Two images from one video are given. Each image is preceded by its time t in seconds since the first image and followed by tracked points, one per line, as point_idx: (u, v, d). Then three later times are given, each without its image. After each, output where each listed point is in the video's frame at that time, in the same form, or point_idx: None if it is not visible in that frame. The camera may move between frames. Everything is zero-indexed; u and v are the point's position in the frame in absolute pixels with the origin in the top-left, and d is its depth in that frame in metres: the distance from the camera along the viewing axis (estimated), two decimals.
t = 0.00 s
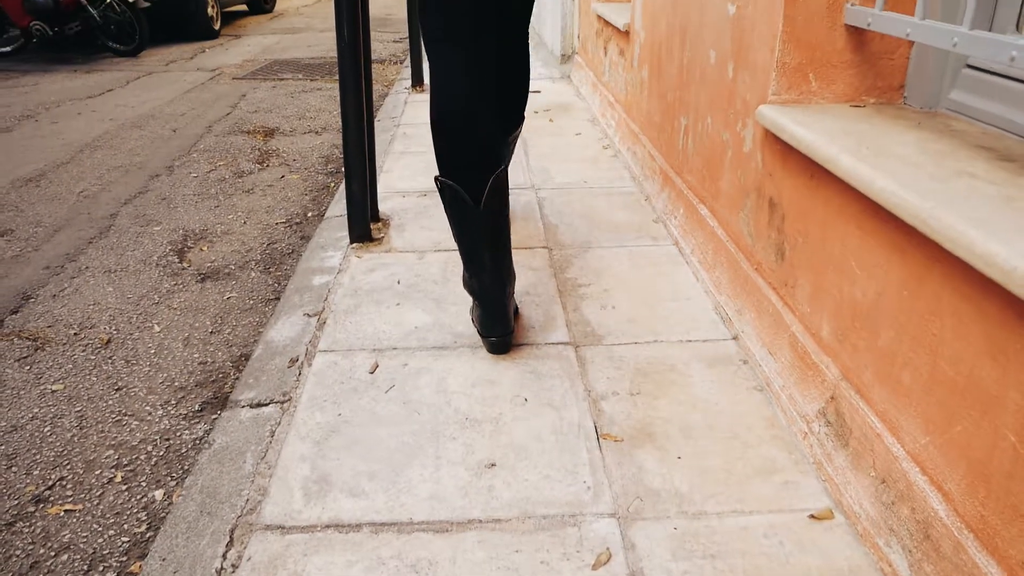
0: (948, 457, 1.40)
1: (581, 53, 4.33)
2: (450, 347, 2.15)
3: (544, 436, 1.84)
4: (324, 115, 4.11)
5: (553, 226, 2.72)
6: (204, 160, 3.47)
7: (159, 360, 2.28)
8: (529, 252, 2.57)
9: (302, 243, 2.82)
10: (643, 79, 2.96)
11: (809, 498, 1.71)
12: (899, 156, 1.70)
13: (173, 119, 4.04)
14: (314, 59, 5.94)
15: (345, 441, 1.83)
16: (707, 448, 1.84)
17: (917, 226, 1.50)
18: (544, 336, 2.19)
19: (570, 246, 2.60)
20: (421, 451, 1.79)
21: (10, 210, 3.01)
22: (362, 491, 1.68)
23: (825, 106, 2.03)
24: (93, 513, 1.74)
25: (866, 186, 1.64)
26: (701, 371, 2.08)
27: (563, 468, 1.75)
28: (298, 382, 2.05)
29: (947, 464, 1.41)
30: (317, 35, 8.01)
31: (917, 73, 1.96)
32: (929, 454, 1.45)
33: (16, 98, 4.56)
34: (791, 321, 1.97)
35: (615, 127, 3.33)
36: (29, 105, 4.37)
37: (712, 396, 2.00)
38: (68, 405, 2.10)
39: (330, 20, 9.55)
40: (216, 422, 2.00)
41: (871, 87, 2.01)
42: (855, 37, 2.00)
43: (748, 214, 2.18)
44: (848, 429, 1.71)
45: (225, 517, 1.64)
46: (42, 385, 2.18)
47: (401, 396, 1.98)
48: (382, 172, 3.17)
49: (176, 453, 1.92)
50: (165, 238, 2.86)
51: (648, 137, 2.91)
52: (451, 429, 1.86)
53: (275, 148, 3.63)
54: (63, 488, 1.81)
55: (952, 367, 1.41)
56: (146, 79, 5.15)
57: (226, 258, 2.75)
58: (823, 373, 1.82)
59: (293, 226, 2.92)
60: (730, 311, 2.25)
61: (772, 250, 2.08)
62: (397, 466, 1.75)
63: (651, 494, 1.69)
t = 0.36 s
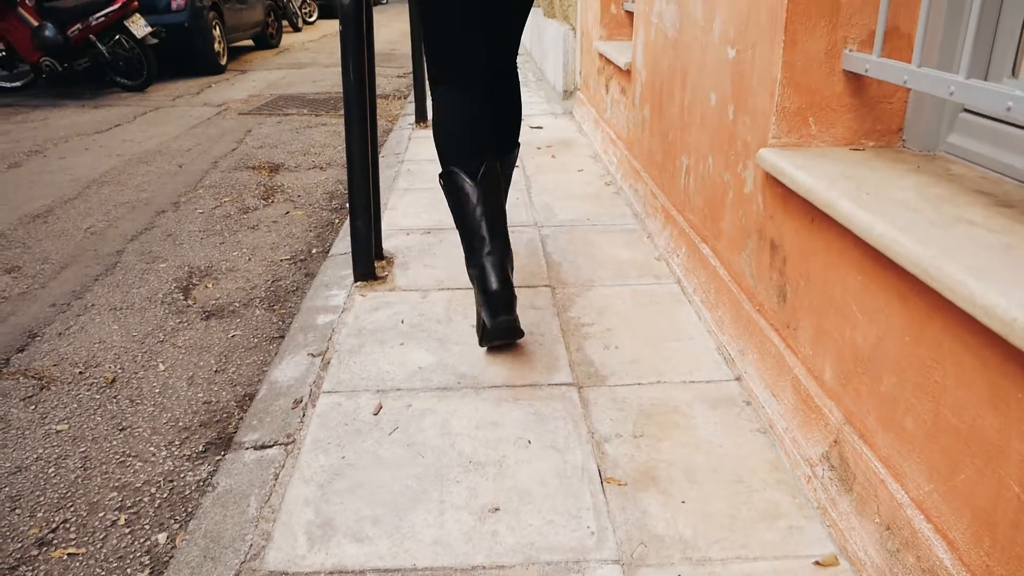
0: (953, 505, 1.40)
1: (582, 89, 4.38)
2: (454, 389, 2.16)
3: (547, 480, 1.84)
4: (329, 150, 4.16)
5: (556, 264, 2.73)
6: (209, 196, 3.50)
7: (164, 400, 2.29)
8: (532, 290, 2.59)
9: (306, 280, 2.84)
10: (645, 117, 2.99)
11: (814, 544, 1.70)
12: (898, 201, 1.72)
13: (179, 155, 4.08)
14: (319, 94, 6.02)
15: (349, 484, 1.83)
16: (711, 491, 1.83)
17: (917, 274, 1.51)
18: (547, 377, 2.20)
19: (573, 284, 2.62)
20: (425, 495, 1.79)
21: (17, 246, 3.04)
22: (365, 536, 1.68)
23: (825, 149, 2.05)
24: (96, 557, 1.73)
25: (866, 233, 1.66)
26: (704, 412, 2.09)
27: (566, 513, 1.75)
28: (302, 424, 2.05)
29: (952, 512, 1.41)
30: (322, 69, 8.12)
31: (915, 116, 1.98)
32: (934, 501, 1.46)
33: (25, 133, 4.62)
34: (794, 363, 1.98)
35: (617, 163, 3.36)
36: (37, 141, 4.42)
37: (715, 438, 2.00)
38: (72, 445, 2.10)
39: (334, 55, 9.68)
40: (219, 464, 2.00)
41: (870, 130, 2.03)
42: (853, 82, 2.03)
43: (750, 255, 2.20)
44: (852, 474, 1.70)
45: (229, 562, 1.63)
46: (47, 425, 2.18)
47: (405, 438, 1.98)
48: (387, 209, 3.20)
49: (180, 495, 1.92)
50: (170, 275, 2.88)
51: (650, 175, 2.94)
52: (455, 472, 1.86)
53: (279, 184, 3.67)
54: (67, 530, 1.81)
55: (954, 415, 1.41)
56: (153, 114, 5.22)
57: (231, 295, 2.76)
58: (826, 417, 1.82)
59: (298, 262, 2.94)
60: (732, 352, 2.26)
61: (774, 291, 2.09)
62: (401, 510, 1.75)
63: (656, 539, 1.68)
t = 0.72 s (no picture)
0: (963, 558, 1.40)
1: (586, 128, 4.43)
2: (460, 434, 2.16)
3: (554, 527, 1.83)
4: (335, 189, 4.20)
5: (562, 306, 2.75)
6: (217, 235, 3.53)
7: (171, 444, 2.28)
8: (538, 331, 2.60)
9: (312, 321, 2.85)
10: (648, 158, 3.02)
11: None
12: (901, 250, 1.73)
13: (186, 193, 4.13)
14: (325, 132, 6.09)
15: (356, 531, 1.81)
16: (718, 539, 1.82)
17: (921, 325, 1.51)
18: (554, 422, 2.20)
19: (578, 326, 2.63)
20: (432, 543, 1.78)
21: (26, 286, 3.06)
22: None
23: (828, 194, 2.07)
24: None
25: (870, 282, 1.67)
26: (710, 458, 2.08)
27: (573, 561, 1.73)
28: (308, 470, 2.05)
29: (963, 566, 1.40)
30: (328, 107, 8.23)
31: (916, 162, 2.00)
32: (943, 553, 1.45)
33: (36, 171, 4.68)
34: (800, 409, 1.98)
35: (621, 203, 3.40)
36: (48, 179, 4.47)
37: (722, 485, 2.00)
38: (79, 490, 2.10)
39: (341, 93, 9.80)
40: (225, 510, 1.99)
41: (872, 176, 2.05)
42: (854, 129, 2.05)
43: (755, 299, 2.21)
44: (860, 522, 1.70)
45: None
46: (54, 469, 2.18)
47: (411, 485, 1.97)
48: (393, 250, 3.22)
49: (186, 541, 1.90)
50: (178, 315, 2.89)
51: (654, 215, 2.97)
52: (461, 520, 1.86)
53: (286, 223, 3.70)
54: None
55: (960, 466, 1.41)
56: (162, 152, 5.28)
57: (238, 336, 2.78)
58: (833, 464, 1.82)
59: (304, 302, 2.96)
60: (738, 396, 2.26)
61: (779, 336, 2.10)
62: (407, 558, 1.74)
63: None
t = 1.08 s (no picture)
0: None
1: (592, 173, 4.48)
2: (470, 489, 2.14)
3: None
4: (343, 235, 4.24)
5: (570, 355, 2.76)
6: (226, 282, 3.56)
7: (179, 497, 2.24)
8: (546, 382, 2.60)
9: (321, 370, 2.86)
10: (654, 205, 3.05)
11: None
12: (909, 307, 1.72)
13: (196, 239, 4.17)
14: (334, 177, 6.16)
15: None
16: None
17: (931, 386, 1.50)
18: (563, 476, 2.19)
19: (586, 376, 2.63)
20: None
21: (37, 334, 3.08)
22: None
23: (834, 248, 2.07)
24: None
25: (878, 342, 1.66)
26: (721, 514, 2.07)
27: None
28: (318, 526, 2.03)
29: None
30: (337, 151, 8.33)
31: (921, 216, 2.01)
32: None
33: (48, 217, 4.74)
34: (810, 465, 1.97)
35: (628, 250, 3.42)
36: (59, 225, 4.53)
37: (734, 541, 1.97)
38: (87, 545, 2.04)
39: (349, 136, 9.92)
40: (234, 567, 1.95)
41: (878, 230, 2.06)
42: (859, 183, 2.07)
43: (763, 352, 2.21)
44: None
45: None
46: (63, 523, 2.13)
47: (421, 542, 1.94)
48: (401, 298, 3.25)
49: None
50: (188, 364, 2.90)
51: (661, 262, 2.98)
52: None
53: (295, 270, 3.73)
54: None
55: (975, 530, 1.40)
56: (172, 197, 5.35)
57: (247, 386, 2.77)
58: (845, 522, 1.81)
59: (313, 351, 2.97)
60: (748, 449, 2.26)
61: (788, 391, 2.10)
62: None
63: None
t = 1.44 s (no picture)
0: None
1: (601, 213, 4.52)
2: (481, 534, 2.11)
3: None
4: (354, 274, 4.28)
5: (580, 398, 2.76)
6: (237, 322, 3.58)
7: (190, 541, 2.20)
8: (557, 425, 2.60)
9: (331, 412, 2.86)
10: (664, 247, 3.07)
11: None
12: (921, 356, 1.72)
13: (207, 279, 4.21)
14: (344, 215, 6.23)
15: None
16: None
17: (946, 439, 1.49)
18: (575, 522, 2.16)
19: (597, 419, 2.63)
20: None
21: (50, 374, 3.10)
22: None
23: (844, 295, 2.09)
24: None
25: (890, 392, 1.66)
26: (734, 560, 2.03)
27: None
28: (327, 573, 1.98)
29: None
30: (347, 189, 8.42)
31: (931, 263, 2.03)
32: None
33: (61, 256, 4.80)
34: (824, 512, 1.96)
35: (638, 291, 3.44)
36: (73, 264, 4.59)
37: None
38: None
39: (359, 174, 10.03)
40: None
41: (887, 276, 2.08)
42: (868, 231, 2.09)
43: (775, 397, 2.22)
44: None
45: None
46: (73, 568, 2.08)
47: None
48: (412, 338, 3.27)
49: None
50: (199, 406, 2.90)
51: (671, 303, 3.00)
52: None
53: (305, 309, 3.76)
54: None
55: None
56: (184, 236, 5.42)
57: (257, 428, 2.77)
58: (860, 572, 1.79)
59: (323, 393, 2.98)
60: (761, 494, 2.25)
61: (800, 437, 2.09)
62: None
63: None
